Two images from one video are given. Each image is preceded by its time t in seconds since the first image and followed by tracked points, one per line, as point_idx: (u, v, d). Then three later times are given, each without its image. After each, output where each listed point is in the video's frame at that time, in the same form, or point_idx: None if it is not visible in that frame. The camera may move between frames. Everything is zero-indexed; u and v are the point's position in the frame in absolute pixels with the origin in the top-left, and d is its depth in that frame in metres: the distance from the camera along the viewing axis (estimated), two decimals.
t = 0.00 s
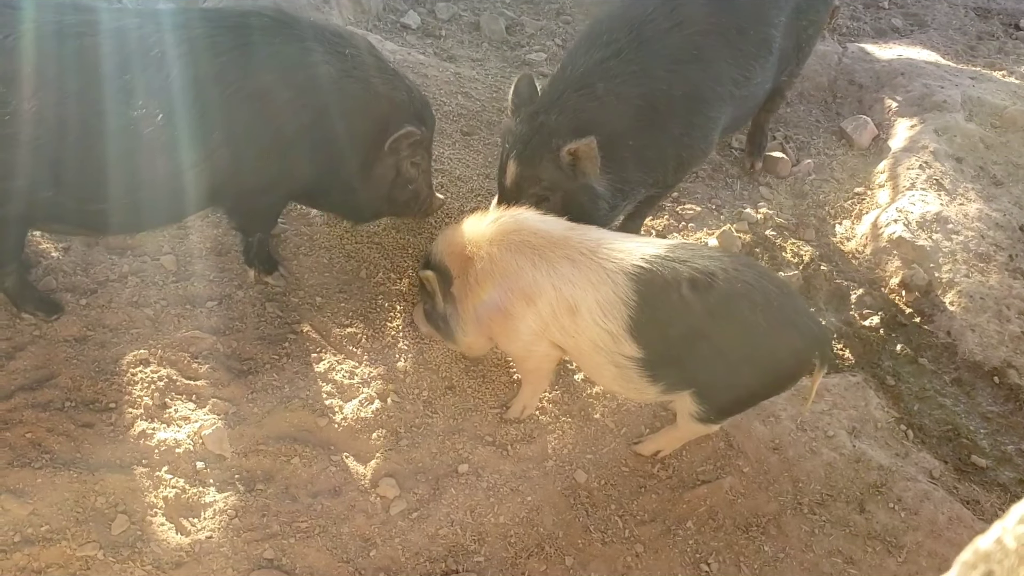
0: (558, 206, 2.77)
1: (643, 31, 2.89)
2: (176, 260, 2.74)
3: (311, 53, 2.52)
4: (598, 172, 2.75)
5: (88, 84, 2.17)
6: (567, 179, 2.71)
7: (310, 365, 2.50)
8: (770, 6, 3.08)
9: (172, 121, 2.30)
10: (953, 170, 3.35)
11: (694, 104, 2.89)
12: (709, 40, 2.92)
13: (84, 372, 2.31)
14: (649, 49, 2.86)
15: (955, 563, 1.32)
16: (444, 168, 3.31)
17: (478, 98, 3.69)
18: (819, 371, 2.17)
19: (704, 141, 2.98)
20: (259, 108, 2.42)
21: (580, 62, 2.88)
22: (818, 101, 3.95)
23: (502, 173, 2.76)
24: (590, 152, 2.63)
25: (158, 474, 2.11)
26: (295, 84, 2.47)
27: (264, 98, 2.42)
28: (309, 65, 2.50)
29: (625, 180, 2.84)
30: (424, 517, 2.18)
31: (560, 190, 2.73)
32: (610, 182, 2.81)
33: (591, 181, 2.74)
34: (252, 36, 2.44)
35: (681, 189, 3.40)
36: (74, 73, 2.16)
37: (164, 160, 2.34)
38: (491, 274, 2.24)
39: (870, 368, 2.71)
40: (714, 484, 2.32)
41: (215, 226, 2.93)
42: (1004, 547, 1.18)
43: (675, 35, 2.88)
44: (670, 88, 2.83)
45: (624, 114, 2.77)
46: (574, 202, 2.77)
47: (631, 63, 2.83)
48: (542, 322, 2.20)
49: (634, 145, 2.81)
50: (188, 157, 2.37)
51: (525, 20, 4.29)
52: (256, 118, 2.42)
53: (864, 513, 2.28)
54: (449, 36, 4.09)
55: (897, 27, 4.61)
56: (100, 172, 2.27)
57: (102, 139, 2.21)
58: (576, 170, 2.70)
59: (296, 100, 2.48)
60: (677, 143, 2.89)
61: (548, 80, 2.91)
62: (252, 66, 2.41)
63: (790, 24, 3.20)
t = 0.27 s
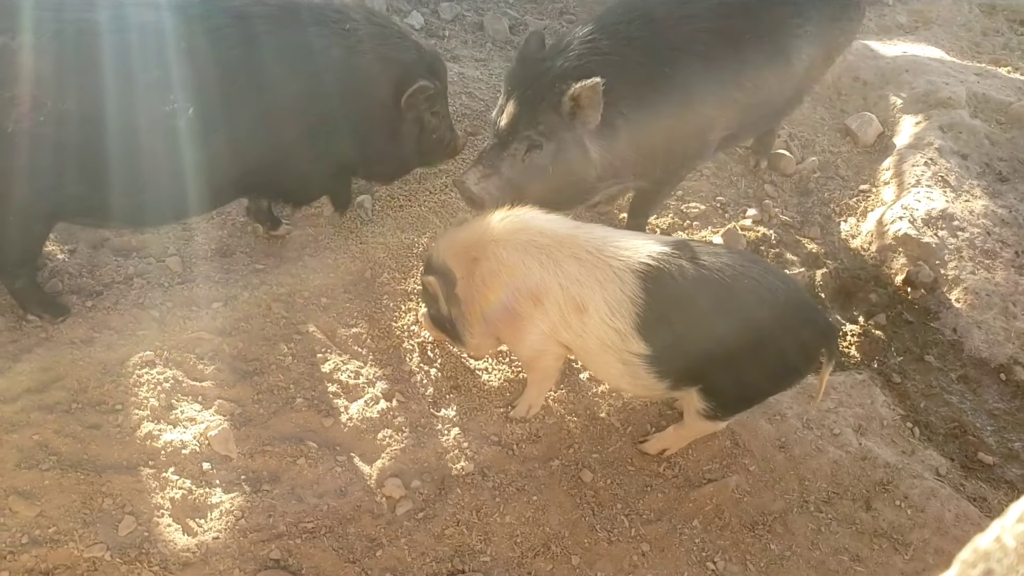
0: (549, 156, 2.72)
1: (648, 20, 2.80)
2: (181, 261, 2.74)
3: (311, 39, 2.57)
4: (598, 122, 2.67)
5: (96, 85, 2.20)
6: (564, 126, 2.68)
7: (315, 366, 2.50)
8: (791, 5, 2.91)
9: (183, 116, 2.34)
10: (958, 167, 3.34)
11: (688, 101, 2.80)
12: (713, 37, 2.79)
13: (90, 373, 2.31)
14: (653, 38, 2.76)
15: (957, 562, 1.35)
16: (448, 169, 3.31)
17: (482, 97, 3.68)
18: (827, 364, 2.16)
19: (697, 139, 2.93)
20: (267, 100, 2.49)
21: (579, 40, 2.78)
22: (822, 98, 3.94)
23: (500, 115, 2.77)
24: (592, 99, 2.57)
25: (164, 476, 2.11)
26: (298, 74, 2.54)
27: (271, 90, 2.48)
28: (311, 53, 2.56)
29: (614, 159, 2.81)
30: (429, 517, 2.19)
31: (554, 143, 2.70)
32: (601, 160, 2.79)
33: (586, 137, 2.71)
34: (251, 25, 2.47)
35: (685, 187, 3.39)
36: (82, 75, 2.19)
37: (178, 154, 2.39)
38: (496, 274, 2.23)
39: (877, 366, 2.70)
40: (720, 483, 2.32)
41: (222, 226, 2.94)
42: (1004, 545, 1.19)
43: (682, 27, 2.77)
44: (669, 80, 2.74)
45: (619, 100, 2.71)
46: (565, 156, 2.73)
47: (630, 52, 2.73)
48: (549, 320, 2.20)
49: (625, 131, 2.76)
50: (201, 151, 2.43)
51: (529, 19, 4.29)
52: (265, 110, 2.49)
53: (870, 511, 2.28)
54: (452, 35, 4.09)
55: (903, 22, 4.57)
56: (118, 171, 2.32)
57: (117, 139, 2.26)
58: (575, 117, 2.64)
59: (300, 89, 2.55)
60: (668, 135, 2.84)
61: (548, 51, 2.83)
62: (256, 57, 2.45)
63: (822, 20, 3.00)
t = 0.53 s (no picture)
0: (543, 156, 2.73)
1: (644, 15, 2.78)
2: (186, 263, 2.74)
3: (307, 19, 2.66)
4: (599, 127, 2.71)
5: (102, 83, 2.30)
6: (562, 129, 2.69)
7: (319, 366, 2.50)
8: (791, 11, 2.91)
9: (188, 109, 2.43)
10: (962, 163, 3.33)
11: (689, 93, 2.78)
12: (713, 34, 2.78)
13: (96, 375, 2.32)
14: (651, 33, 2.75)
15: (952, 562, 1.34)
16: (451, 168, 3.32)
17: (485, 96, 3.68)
18: (832, 361, 2.16)
19: (698, 128, 2.87)
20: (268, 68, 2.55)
21: (578, 41, 2.75)
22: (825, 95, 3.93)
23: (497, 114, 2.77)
24: (596, 107, 2.64)
25: (170, 477, 2.12)
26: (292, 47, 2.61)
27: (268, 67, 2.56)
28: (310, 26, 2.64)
29: (614, 157, 2.82)
30: (434, 516, 2.19)
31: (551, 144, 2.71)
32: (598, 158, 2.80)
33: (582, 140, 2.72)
34: (246, 12, 2.56)
35: (688, 185, 3.38)
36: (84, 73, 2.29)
37: (181, 148, 2.48)
38: (502, 272, 2.23)
39: (881, 363, 2.69)
40: (725, 481, 2.32)
41: (225, 227, 2.92)
42: (998, 544, 1.18)
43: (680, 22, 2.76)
44: (667, 76, 2.74)
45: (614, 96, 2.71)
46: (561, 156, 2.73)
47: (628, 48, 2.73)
48: (556, 318, 2.21)
49: (624, 130, 2.76)
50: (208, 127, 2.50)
51: (531, 19, 4.29)
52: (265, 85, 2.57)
53: (876, 508, 2.27)
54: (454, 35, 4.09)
55: (905, 19, 4.55)
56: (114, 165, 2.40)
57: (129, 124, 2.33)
58: (574, 122, 2.68)
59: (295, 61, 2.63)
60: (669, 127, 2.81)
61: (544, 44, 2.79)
62: (253, 51, 2.55)
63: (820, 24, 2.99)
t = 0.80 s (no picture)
0: (538, 169, 2.74)
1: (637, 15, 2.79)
2: (186, 264, 2.73)
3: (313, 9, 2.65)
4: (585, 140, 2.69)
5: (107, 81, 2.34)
6: (552, 142, 2.69)
7: (318, 367, 2.50)
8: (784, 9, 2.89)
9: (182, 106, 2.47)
10: (962, 163, 3.33)
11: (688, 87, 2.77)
12: (709, 29, 2.76)
13: (95, 376, 2.31)
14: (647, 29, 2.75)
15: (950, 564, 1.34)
16: (451, 168, 3.32)
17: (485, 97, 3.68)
18: (833, 361, 2.15)
19: (698, 123, 2.85)
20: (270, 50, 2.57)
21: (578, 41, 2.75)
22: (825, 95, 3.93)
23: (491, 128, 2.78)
24: (579, 121, 2.60)
25: (170, 478, 2.12)
26: (294, 24, 2.61)
27: (272, 47, 2.57)
28: (312, 1, 2.64)
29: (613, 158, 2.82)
30: (435, 517, 2.19)
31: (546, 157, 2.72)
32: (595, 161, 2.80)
33: (575, 150, 2.72)
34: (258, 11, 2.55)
35: (687, 185, 3.38)
36: (85, 54, 2.31)
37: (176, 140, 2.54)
38: (503, 270, 2.23)
39: (881, 362, 2.69)
40: (725, 481, 2.32)
41: (224, 228, 2.91)
42: (998, 549, 1.17)
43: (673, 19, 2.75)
44: (665, 71, 2.73)
45: (609, 96, 2.71)
46: (556, 169, 2.75)
47: (622, 49, 2.73)
48: (556, 317, 2.21)
49: (624, 130, 2.77)
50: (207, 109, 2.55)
51: (530, 19, 4.29)
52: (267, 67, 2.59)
53: (876, 508, 2.27)
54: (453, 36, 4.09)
55: (905, 19, 4.54)
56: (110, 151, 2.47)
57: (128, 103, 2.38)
58: (562, 135, 2.66)
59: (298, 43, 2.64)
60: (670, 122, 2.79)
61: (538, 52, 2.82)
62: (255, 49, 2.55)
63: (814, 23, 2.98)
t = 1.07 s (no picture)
0: (535, 174, 2.71)
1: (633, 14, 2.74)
2: (184, 264, 2.73)
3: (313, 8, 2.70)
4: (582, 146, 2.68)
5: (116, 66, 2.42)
6: (549, 148, 2.67)
7: (317, 368, 2.49)
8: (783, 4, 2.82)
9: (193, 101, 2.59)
10: (961, 164, 3.33)
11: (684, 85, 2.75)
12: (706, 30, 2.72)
13: (93, 376, 2.29)
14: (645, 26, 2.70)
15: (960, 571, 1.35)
16: (450, 168, 3.31)
17: (484, 97, 3.68)
18: (834, 363, 2.14)
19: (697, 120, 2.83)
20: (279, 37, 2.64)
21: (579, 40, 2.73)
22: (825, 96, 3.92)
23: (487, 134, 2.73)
24: (576, 127, 2.60)
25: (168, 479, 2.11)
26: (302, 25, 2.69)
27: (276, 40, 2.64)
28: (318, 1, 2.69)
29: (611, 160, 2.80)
30: (433, 518, 2.18)
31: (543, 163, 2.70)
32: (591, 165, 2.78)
33: (574, 154, 2.71)
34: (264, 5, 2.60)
35: (687, 186, 3.37)
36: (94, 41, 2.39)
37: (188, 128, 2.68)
38: (504, 271, 2.23)
39: (881, 364, 2.69)
40: (725, 483, 2.31)
41: (224, 227, 2.91)
42: (1009, 558, 1.17)
43: (668, 17, 2.70)
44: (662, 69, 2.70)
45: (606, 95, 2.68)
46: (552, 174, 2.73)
47: (618, 47, 2.68)
48: (557, 318, 2.20)
49: (623, 131, 2.75)
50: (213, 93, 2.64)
51: (531, 20, 4.28)
52: (275, 55, 2.66)
53: (876, 510, 2.27)
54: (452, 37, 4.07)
55: (905, 20, 4.54)
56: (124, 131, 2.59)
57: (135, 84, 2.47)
58: (558, 140, 2.64)
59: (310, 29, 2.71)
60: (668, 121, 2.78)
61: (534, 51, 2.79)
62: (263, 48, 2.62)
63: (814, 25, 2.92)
